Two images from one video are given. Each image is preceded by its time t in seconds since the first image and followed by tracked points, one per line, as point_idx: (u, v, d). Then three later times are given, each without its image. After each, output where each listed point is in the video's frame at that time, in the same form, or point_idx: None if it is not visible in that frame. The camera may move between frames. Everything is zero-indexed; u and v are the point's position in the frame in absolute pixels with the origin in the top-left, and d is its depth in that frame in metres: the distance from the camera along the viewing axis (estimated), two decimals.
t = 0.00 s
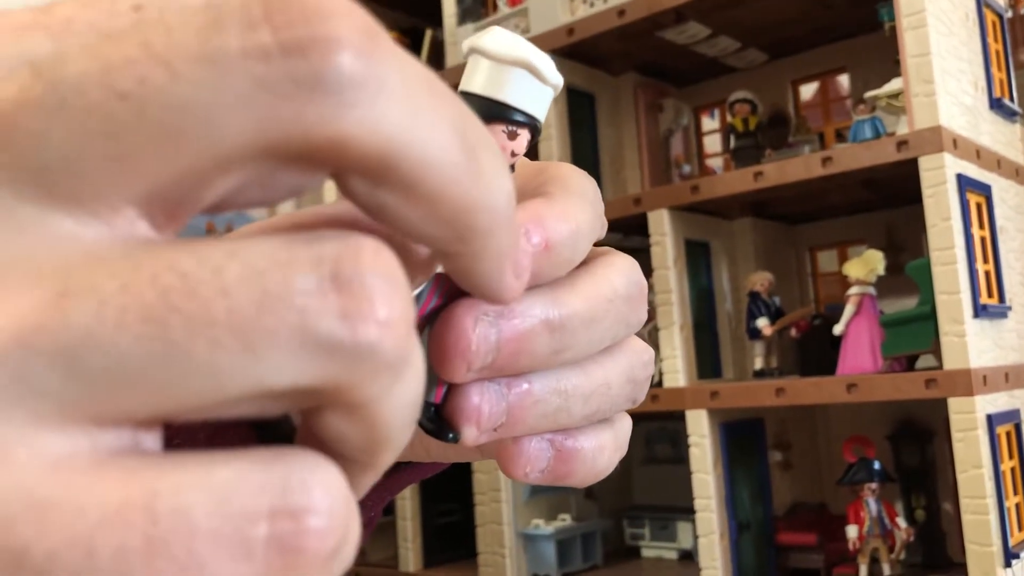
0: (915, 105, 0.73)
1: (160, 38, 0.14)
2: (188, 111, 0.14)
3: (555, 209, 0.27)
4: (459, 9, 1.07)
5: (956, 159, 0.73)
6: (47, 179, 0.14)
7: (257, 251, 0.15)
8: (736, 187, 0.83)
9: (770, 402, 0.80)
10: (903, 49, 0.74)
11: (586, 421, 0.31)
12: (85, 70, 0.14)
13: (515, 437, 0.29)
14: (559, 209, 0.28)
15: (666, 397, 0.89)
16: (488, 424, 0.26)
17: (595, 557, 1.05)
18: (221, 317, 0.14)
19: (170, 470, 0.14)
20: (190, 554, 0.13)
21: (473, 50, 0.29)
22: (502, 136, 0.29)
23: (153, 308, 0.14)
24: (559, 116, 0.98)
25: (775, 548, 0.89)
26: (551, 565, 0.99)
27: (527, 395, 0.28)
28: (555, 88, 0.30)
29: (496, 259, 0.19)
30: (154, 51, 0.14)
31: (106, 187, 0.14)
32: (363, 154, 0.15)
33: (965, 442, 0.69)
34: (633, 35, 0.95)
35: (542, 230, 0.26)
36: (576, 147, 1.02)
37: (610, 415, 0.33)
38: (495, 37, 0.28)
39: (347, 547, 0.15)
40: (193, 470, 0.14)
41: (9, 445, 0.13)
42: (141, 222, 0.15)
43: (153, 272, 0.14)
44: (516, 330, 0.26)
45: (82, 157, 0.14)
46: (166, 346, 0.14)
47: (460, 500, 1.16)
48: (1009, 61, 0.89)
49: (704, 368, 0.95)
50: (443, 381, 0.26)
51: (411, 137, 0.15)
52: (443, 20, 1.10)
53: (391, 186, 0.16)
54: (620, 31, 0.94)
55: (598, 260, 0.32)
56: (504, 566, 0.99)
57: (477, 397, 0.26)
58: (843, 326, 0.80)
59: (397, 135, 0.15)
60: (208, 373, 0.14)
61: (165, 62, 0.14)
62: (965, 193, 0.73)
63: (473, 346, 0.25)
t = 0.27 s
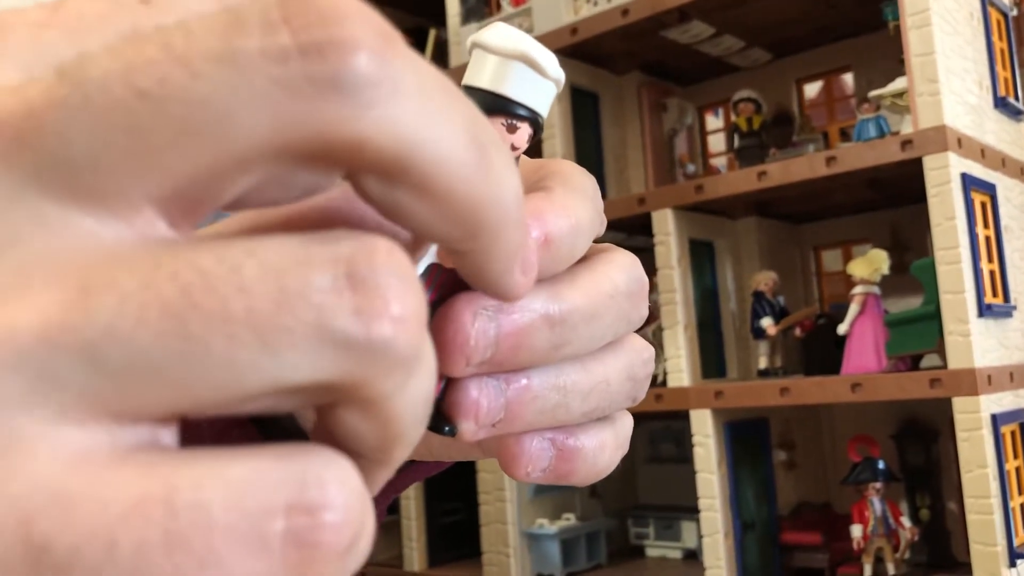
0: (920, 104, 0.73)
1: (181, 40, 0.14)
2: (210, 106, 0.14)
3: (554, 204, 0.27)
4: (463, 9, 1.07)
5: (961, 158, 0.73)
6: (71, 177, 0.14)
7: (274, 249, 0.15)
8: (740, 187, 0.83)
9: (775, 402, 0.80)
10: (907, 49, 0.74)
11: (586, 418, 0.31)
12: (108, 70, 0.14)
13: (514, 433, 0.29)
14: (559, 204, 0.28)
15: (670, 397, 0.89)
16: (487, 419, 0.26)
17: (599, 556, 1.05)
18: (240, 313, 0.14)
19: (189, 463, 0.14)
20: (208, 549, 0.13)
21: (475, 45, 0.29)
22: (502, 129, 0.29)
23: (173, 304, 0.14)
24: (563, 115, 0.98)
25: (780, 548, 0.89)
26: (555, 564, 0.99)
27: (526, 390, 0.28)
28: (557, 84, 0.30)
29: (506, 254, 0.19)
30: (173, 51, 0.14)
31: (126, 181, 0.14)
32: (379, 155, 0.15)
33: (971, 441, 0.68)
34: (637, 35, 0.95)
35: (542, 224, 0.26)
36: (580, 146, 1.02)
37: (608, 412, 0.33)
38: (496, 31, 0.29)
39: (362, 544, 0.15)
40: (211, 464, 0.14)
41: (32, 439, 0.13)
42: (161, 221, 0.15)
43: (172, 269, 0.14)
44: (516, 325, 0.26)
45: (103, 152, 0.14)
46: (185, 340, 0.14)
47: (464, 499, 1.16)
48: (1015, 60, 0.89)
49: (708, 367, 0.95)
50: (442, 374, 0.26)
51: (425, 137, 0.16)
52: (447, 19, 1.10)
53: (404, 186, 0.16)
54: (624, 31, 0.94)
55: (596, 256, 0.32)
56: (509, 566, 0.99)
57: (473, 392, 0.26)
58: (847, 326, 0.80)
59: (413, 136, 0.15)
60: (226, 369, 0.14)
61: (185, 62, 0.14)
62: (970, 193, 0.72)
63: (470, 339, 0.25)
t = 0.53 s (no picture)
0: (924, 102, 0.72)
1: (191, 52, 0.15)
2: (219, 124, 0.15)
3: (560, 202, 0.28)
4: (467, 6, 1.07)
5: (966, 156, 0.72)
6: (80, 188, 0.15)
7: (279, 269, 0.15)
8: (744, 184, 0.83)
9: (779, 400, 0.80)
10: (912, 46, 0.73)
11: (595, 416, 0.31)
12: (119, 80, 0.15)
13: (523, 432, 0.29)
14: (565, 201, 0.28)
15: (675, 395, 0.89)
16: (497, 418, 0.26)
17: (603, 554, 1.05)
18: (242, 333, 0.14)
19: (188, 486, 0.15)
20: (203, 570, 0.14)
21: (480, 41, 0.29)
22: (509, 130, 0.29)
23: (173, 320, 0.14)
24: (567, 113, 0.98)
25: (784, 547, 0.89)
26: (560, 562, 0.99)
27: (535, 389, 0.28)
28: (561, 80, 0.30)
29: (518, 285, 0.19)
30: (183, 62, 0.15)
31: (132, 201, 0.15)
32: (391, 175, 0.16)
33: (976, 439, 0.68)
34: (641, 32, 0.95)
35: (549, 223, 0.27)
36: (585, 144, 1.01)
37: (618, 409, 0.33)
38: (499, 28, 0.29)
39: (368, 568, 0.15)
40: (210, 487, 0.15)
41: (27, 456, 0.14)
42: (168, 238, 0.15)
43: (175, 285, 0.15)
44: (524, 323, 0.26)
45: (107, 167, 0.14)
46: (185, 360, 0.14)
47: (468, 496, 1.16)
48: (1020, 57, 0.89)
49: (713, 365, 0.95)
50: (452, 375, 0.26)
51: (436, 157, 0.16)
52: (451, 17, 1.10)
53: (414, 206, 0.16)
54: (628, 28, 0.93)
55: (604, 254, 0.33)
56: (513, 564, 0.99)
57: (484, 395, 0.26)
58: (852, 323, 0.80)
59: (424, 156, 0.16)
60: (227, 388, 0.14)
61: (194, 74, 0.15)
62: (975, 190, 0.72)
63: (479, 339, 0.25)
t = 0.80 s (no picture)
0: (927, 101, 0.72)
1: (166, 87, 0.16)
2: (191, 156, 0.16)
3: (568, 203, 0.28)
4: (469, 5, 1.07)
5: (968, 155, 0.72)
6: (46, 220, 0.15)
7: (248, 290, 0.16)
8: (746, 183, 0.83)
9: (780, 399, 0.80)
10: (914, 45, 0.73)
11: (604, 418, 0.31)
12: (91, 110, 0.16)
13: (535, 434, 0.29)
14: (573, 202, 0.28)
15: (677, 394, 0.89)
16: (511, 419, 0.27)
17: (605, 553, 1.05)
18: (203, 356, 0.15)
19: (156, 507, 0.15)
20: None
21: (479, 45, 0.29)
22: (511, 131, 0.30)
23: (138, 347, 0.15)
24: (569, 112, 0.98)
25: (786, 546, 0.89)
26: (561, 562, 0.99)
27: (548, 391, 0.28)
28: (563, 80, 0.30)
29: (529, 308, 0.19)
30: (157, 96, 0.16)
31: (107, 233, 0.16)
32: (368, 203, 0.16)
33: (977, 439, 0.68)
34: (643, 31, 0.95)
35: (559, 225, 0.27)
36: (586, 143, 1.01)
37: (625, 411, 0.33)
38: (500, 30, 0.29)
39: None
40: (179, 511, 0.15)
41: None
42: (138, 265, 0.17)
43: (141, 310, 0.15)
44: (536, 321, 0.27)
45: (79, 200, 0.15)
46: (150, 385, 0.15)
47: (469, 495, 1.16)
48: None
49: (714, 364, 0.95)
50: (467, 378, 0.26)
51: (416, 185, 0.17)
52: (453, 16, 1.10)
53: (405, 240, 0.17)
54: (630, 27, 0.93)
55: (614, 255, 0.33)
56: (514, 563, 0.99)
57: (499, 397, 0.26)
58: (853, 323, 0.80)
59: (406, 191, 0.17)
60: (190, 411, 0.15)
61: (169, 110, 0.16)
62: (977, 190, 0.72)
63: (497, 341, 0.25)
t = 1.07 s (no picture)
0: (929, 100, 0.72)
1: None
2: None
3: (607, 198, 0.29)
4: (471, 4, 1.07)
5: (970, 154, 0.72)
6: None
7: None
8: (748, 183, 0.82)
9: (782, 398, 0.80)
10: (916, 44, 0.73)
11: (633, 414, 0.32)
12: None
13: (568, 428, 0.30)
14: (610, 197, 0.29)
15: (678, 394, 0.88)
16: (548, 413, 0.28)
17: (606, 552, 1.05)
18: None
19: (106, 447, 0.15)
20: None
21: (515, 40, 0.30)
22: (548, 124, 0.29)
23: None
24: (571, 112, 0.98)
25: (787, 545, 0.89)
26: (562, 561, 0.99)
27: (583, 385, 0.29)
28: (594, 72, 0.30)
29: (169, 403, 0.15)
30: None
31: None
32: None
33: (978, 438, 0.68)
34: (645, 30, 0.95)
35: (598, 217, 0.28)
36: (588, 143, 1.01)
37: (650, 407, 0.33)
38: (536, 25, 0.30)
39: None
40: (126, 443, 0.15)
41: None
42: None
43: None
44: (577, 315, 0.28)
45: None
46: None
47: (470, 494, 1.16)
48: None
49: (716, 363, 0.95)
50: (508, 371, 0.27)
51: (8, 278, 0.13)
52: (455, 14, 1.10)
53: (134, 401, 0.15)
54: (632, 26, 0.93)
55: (642, 248, 0.33)
56: (515, 561, 0.99)
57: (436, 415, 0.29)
58: (855, 322, 0.80)
59: (158, 350, 0.15)
60: None
61: None
62: (979, 189, 0.72)
63: (538, 333, 0.26)
